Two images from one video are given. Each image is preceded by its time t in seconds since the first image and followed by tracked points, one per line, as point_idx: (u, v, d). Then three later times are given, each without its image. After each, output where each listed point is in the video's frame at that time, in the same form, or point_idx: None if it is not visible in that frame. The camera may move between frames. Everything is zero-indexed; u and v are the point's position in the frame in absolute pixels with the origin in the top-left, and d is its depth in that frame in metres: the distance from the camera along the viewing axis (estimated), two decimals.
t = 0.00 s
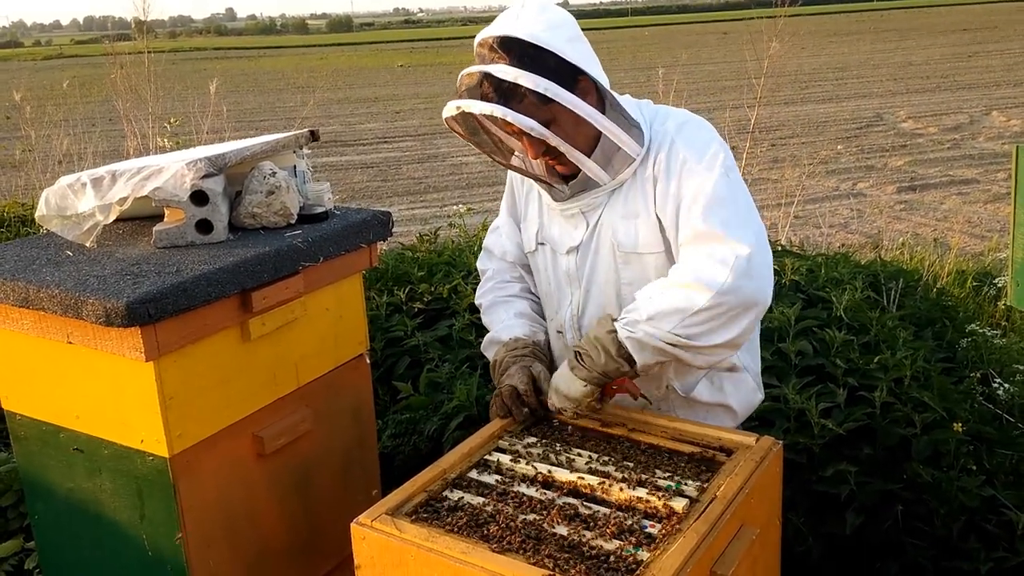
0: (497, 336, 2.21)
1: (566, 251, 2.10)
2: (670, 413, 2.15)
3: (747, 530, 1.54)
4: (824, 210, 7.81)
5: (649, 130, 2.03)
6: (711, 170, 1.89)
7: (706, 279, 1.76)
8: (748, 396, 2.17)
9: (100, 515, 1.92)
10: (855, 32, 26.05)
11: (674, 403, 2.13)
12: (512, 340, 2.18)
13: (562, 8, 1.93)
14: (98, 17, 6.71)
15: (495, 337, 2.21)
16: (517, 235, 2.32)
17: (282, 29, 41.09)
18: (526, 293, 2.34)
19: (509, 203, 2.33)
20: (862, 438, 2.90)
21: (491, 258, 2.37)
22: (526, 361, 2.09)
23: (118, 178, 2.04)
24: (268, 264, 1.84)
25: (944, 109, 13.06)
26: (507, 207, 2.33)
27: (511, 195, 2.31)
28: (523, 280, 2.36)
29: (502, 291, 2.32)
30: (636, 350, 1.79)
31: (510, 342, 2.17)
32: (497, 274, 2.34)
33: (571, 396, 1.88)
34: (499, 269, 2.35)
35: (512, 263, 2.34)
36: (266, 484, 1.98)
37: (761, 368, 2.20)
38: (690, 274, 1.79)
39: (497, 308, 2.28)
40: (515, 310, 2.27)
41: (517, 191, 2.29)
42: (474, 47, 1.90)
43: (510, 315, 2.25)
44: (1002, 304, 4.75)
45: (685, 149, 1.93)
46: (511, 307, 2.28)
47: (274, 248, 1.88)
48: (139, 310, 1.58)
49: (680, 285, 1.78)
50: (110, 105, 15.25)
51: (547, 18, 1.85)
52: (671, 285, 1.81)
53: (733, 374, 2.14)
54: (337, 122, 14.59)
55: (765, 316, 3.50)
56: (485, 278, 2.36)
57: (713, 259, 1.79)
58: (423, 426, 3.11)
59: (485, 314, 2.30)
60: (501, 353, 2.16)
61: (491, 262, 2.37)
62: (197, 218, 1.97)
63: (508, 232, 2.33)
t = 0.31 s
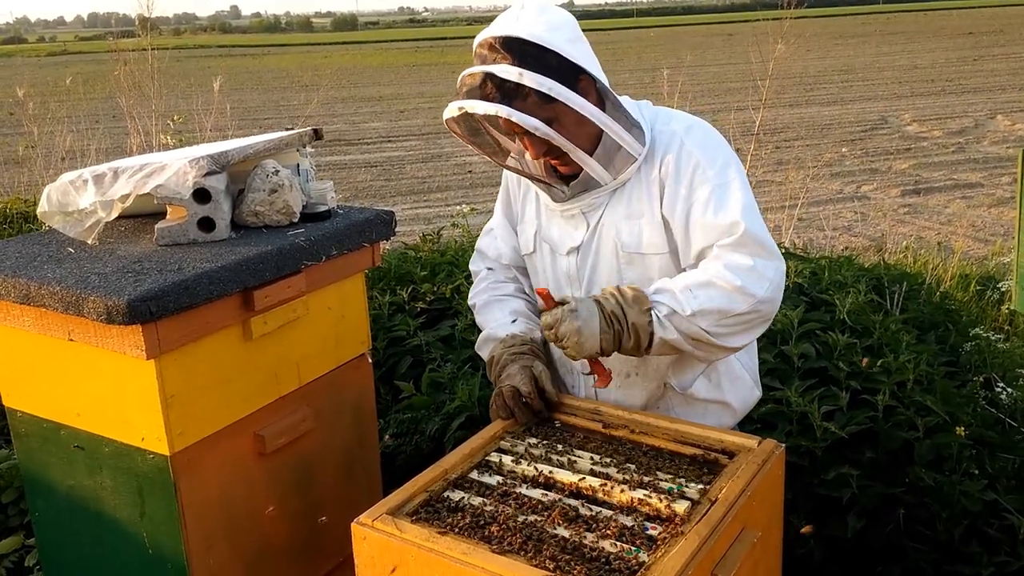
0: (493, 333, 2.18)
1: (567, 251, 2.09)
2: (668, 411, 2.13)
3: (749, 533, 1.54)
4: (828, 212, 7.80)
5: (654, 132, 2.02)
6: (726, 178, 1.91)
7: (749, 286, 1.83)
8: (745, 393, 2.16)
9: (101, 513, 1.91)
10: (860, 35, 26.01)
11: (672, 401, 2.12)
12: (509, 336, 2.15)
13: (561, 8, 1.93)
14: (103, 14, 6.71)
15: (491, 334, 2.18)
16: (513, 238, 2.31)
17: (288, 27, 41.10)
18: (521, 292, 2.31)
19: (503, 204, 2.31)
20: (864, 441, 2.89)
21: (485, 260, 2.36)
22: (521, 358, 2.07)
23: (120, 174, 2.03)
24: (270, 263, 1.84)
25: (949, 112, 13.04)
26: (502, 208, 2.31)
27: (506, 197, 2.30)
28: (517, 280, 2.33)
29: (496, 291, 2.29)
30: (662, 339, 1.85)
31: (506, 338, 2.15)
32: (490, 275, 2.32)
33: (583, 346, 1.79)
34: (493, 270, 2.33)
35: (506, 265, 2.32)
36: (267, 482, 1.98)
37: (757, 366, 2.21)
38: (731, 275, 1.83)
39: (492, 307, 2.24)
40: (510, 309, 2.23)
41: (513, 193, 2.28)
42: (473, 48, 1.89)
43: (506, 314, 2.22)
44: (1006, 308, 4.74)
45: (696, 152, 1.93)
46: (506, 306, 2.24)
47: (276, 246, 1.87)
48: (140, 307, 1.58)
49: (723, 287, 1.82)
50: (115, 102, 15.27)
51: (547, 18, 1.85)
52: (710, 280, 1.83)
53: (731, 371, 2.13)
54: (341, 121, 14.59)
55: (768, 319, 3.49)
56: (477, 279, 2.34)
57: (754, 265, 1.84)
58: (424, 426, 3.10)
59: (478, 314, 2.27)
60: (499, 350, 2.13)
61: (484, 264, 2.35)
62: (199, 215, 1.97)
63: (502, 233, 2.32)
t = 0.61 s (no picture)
0: (495, 329, 2.16)
1: (572, 249, 2.09)
2: (672, 408, 2.13)
3: (753, 532, 1.53)
4: (833, 212, 7.78)
5: (659, 130, 2.02)
6: (731, 178, 1.93)
7: (743, 292, 1.85)
8: (746, 389, 2.17)
9: (106, 510, 1.91)
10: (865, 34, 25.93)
11: (675, 397, 2.12)
12: (512, 332, 2.14)
13: (570, 4, 1.93)
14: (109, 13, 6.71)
15: (493, 329, 2.16)
16: (512, 235, 2.30)
17: (292, 25, 41.11)
18: (519, 291, 2.30)
19: (502, 202, 2.30)
20: (869, 441, 2.89)
21: (482, 257, 2.34)
22: (526, 354, 2.06)
23: (125, 172, 2.03)
24: (275, 261, 1.84)
25: (955, 112, 12.99)
26: (500, 205, 2.30)
27: (505, 194, 2.29)
28: (515, 278, 2.32)
29: (495, 288, 2.27)
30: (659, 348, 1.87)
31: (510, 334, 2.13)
32: (488, 271, 2.31)
33: (586, 358, 1.80)
34: (490, 267, 2.31)
35: (505, 263, 2.31)
36: (272, 481, 1.98)
37: (755, 362, 2.22)
38: (725, 282, 1.85)
39: (491, 305, 2.22)
40: (509, 306, 2.22)
41: (513, 191, 2.28)
42: (482, 43, 1.89)
43: (506, 311, 2.21)
44: (1011, 308, 4.72)
45: (703, 151, 1.95)
46: (505, 303, 2.23)
47: (281, 244, 1.87)
48: (145, 305, 1.58)
49: (719, 294, 1.84)
50: (120, 100, 15.29)
51: (558, 14, 1.85)
52: (705, 288, 1.86)
53: (732, 366, 2.15)
54: (346, 119, 14.59)
55: (772, 318, 3.48)
56: (474, 276, 2.32)
57: (748, 272, 1.86)
58: (428, 424, 3.11)
59: (476, 311, 2.25)
60: (501, 345, 2.11)
61: (481, 260, 2.34)
62: (204, 213, 1.97)
63: (501, 230, 2.30)
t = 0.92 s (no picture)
0: (497, 334, 2.17)
1: (572, 248, 2.09)
2: (670, 404, 2.13)
3: (756, 530, 1.53)
4: (835, 211, 7.77)
5: (660, 129, 2.03)
6: (735, 176, 1.93)
7: (760, 274, 1.85)
8: (745, 384, 2.18)
9: (109, 508, 1.92)
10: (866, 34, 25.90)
11: (674, 392, 2.12)
12: (515, 336, 2.15)
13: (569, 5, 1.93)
14: (111, 10, 6.71)
15: (496, 333, 2.17)
16: (510, 236, 2.29)
17: (294, 23, 41.11)
18: (519, 292, 2.30)
19: (500, 203, 2.30)
20: (871, 439, 2.88)
21: (482, 258, 2.34)
22: (528, 357, 2.07)
23: (129, 170, 2.03)
24: (278, 259, 1.84)
25: (957, 111, 12.98)
26: (498, 206, 2.30)
27: (503, 194, 2.29)
28: (515, 279, 2.32)
29: (495, 291, 2.27)
30: (686, 330, 1.86)
31: (513, 339, 2.14)
32: (488, 274, 2.30)
33: (617, 338, 1.80)
34: (490, 269, 2.31)
35: (504, 264, 2.31)
36: (276, 478, 1.99)
37: (754, 359, 2.23)
38: (740, 265, 1.85)
39: (493, 308, 2.22)
40: (510, 309, 2.22)
41: (510, 191, 2.27)
42: (481, 44, 1.89)
43: (507, 314, 2.21)
44: (1012, 307, 4.73)
45: (706, 150, 1.95)
46: (506, 306, 2.23)
47: (285, 243, 1.87)
48: (149, 303, 1.58)
49: (734, 276, 1.84)
50: (122, 98, 15.29)
51: (558, 15, 1.85)
52: (721, 271, 1.86)
53: (730, 361, 2.15)
54: (348, 117, 14.59)
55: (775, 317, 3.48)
56: (474, 278, 2.32)
57: (763, 255, 1.86)
58: (431, 423, 3.11)
59: (478, 315, 2.25)
60: (505, 351, 2.13)
61: (481, 263, 2.33)
62: (208, 211, 1.97)
63: (500, 232, 2.30)
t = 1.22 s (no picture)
0: (494, 335, 2.16)
1: (575, 246, 2.08)
2: (674, 396, 2.14)
3: (758, 528, 1.54)
4: (833, 210, 7.78)
5: (662, 127, 2.05)
6: (746, 166, 1.96)
7: (790, 246, 1.90)
8: (745, 374, 2.18)
9: (110, 507, 1.92)
10: (864, 33, 25.92)
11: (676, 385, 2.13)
12: (511, 336, 2.15)
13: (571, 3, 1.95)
14: (110, 10, 6.70)
15: (493, 335, 2.17)
16: (503, 238, 2.26)
17: (292, 21, 41.07)
18: (513, 292, 2.29)
19: (492, 205, 2.28)
20: (870, 437, 2.89)
21: (473, 260, 2.31)
22: (527, 356, 2.08)
23: (130, 169, 2.03)
24: (280, 258, 1.84)
25: (954, 110, 13.00)
26: (489, 208, 2.28)
27: (495, 196, 2.28)
28: (508, 280, 2.31)
29: (489, 292, 2.26)
30: (728, 302, 1.88)
31: (510, 339, 2.14)
32: (481, 275, 2.29)
33: (666, 313, 1.79)
34: (482, 271, 2.29)
35: (497, 265, 2.29)
36: (278, 478, 1.99)
37: (750, 346, 2.23)
38: (772, 238, 1.89)
39: (487, 309, 2.22)
40: (505, 309, 2.22)
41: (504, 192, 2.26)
42: (487, 41, 1.88)
43: (502, 315, 2.20)
44: (1010, 306, 4.74)
45: (714, 144, 1.98)
46: (501, 306, 2.23)
47: (287, 242, 1.87)
48: (151, 301, 1.58)
49: (768, 248, 1.88)
50: (121, 97, 15.27)
51: (564, 12, 1.87)
52: (755, 244, 1.89)
53: (731, 351, 2.15)
54: (347, 116, 14.58)
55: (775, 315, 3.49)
56: (467, 281, 2.30)
57: (791, 229, 1.91)
58: (432, 421, 3.12)
59: (473, 316, 2.25)
60: (503, 352, 2.13)
61: (472, 265, 2.31)
62: (210, 210, 1.97)
63: (492, 234, 2.27)
